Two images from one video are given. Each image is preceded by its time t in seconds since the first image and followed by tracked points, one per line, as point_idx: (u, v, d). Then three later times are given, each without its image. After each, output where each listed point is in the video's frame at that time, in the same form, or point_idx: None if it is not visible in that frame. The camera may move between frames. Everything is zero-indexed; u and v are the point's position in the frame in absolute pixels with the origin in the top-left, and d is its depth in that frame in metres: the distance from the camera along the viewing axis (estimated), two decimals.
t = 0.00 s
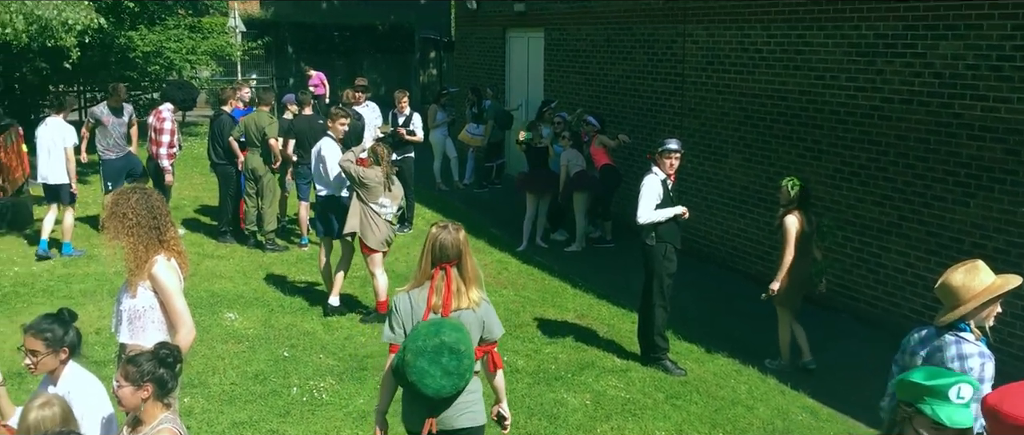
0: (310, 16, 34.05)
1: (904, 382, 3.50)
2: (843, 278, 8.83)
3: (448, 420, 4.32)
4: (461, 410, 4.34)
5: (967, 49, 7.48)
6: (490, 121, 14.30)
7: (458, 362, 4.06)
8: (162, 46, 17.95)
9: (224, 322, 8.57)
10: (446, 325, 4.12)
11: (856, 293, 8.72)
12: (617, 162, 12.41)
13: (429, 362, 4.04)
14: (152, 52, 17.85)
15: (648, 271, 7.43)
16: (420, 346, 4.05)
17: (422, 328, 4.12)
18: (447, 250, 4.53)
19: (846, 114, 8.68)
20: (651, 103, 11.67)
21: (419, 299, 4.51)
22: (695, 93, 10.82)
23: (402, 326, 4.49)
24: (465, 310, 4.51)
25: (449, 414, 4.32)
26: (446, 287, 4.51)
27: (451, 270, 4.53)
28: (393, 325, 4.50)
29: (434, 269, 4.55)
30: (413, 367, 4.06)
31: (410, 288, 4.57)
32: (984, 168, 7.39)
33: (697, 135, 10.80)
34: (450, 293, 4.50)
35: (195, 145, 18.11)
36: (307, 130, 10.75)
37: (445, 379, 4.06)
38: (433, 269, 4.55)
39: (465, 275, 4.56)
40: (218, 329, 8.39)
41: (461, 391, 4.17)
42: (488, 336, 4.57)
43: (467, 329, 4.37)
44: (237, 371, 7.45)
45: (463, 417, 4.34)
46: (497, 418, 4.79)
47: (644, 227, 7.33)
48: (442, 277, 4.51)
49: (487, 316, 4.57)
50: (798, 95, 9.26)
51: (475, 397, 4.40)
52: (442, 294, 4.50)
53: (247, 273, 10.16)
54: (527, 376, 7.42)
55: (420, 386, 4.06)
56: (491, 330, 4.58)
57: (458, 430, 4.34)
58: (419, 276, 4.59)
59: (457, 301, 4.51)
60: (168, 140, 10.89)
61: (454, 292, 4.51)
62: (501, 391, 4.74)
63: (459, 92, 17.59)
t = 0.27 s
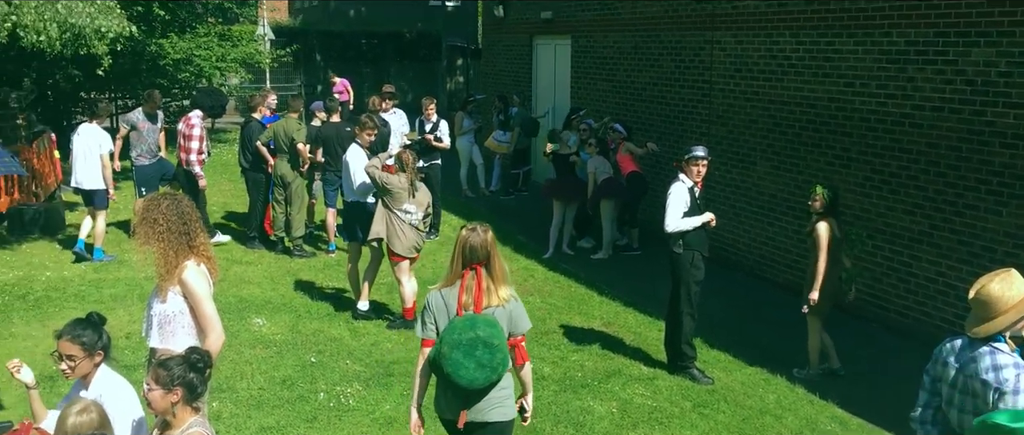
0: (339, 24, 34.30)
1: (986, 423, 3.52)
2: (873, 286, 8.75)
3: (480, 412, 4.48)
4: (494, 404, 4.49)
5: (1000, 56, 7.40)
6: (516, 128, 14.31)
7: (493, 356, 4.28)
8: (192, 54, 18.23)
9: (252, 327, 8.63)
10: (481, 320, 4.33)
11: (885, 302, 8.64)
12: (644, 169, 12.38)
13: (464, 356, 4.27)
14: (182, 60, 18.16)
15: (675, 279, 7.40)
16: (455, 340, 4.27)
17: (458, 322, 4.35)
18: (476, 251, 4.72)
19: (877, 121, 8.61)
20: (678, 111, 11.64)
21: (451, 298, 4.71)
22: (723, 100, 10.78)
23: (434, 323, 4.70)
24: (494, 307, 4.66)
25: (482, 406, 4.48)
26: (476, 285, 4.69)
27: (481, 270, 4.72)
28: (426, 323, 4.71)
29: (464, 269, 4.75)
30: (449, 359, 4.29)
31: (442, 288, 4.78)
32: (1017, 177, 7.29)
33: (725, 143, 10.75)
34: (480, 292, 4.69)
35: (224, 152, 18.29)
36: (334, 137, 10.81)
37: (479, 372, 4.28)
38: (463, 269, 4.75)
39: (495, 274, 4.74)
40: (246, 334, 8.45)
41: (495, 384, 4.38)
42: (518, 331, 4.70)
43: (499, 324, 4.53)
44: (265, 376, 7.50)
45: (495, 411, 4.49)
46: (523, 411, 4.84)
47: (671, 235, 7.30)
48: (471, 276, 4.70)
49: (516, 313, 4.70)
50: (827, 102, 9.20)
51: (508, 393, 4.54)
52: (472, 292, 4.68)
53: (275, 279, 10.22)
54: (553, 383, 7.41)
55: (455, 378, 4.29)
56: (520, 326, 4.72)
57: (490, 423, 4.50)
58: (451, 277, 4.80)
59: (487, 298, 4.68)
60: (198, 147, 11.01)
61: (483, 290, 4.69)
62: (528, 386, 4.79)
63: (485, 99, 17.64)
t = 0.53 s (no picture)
0: (367, 30, 34.47)
1: None
2: (903, 294, 8.65)
3: (513, 395, 4.61)
4: (525, 387, 4.62)
5: None
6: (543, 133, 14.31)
7: (518, 338, 4.47)
8: (221, 59, 18.30)
9: (280, 331, 8.68)
10: (506, 304, 4.54)
11: (916, 310, 8.55)
12: (672, 176, 12.34)
13: (490, 339, 4.48)
14: (212, 65, 18.26)
15: (703, 285, 7.36)
16: (482, 324, 4.50)
17: (487, 309, 4.57)
18: (506, 238, 4.87)
19: (908, 128, 8.53)
20: (706, 117, 11.59)
21: (483, 283, 4.85)
22: (752, 106, 10.72)
23: (467, 309, 4.85)
24: (525, 292, 4.81)
25: (515, 390, 4.61)
26: (507, 271, 4.84)
27: (512, 256, 4.86)
28: (459, 309, 4.87)
29: (495, 256, 4.89)
30: (477, 343, 4.51)
31: (474, 275, 4.92)
32: None
33: (753, 149, 10.70)
34: (511, 277, 4.83)
35: (253, 156, 18.41)
36: (361, 143, 10.80)
37: (504, 354, 4.47)
38: (494, 256, 4.90)
39: (524, 259, 4.89)
40: (275, 338, 8.50)
41: (523, 367, 4.54)
42: (547, 315, 4.86)
43: (529, 308, 4.69)
44: (293, 379, 7.54)
45: (529, 395, 4.63)
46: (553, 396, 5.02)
47: (700, 241, 7.26)
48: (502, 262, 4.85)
49: (545, 298, 4.85)
50: (858, 108, 9.13)
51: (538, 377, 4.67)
52: (503, 278, 4.83)
53: (303, 283, 10.28)
54: (579, 389, 7.39)
55: (483, 361, 4.49)
56: (550, 310, 4.87)
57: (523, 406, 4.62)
58: (482, 264, 4.94)
59: (518, 283, 4.83)
60: (227, 152, 11.09)
61: (514, 275, 4.84)
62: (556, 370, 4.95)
63: (512, 104, 17.66)
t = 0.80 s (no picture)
0: (394, 35, 34.59)
1: None
2: (933, 301, 8.56)
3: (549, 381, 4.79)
4: (560, 372, 4.80)
5: None
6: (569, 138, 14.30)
7: (550, 326, 4.64)
8: (251, 64, 18.51)
9: (308, 333, 8.73)
10: (536, 294, 4.71)
11: (947, 318, 8.45)
12: (700, 181, 12.29)
13: (523, 329, 4.65)
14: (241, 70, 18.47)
15: (730, 291, 7.32)
16: (514, 315, 4.67)
17: (517, 299, 4.74)
18: (540, 229, 4.99)
19: (939, 133, 8.44)
20: (734, 121, 11.54)
21: (514, 273, 4.99)
22: (781, 111, 10.66)
23: (498, 297, 5.00)
24: (554, 282, 4.92)
25: (548, 376, 4.79)
26: (539, 261, 4.96)
27: (544, 247, 4.98)
28: (491, 297, 5.02)
29: (528, 246, 5.02)
30: (509, 332, 4.69)
31: (507, 264, 5.06)
32: None
33: (782, 154, 10.63)
34: (542, 267, 4.96)
35: (281, 160, 18.56)
36: (389, 146, 10.91)
37: (538, 341, 4.64)
38: (527, 246, 5.02)
39: (557, 251, 5.00)
40: (302, 340, 8.55)
41: (557, 354, 4.72)
42: (577, 306, 4.96)
43: (557, 297, 4.82)
44: (320, 382, 7.58)
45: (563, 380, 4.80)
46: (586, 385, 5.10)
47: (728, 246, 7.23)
48: (534, 251, 4.97)
49: (575, 288, 4.96)
50: (888, 113, 9.05)
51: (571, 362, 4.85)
52: (534, 268, 4.95)
53: (331, 286, 10.32)
54: (606, 394, 7.37)
55: (517, 350, 4.66)
56: (579, 301, 4.97)
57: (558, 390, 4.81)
58: (515, 253, 5.07)
59: (548, 273, 4.95)
60: (254, 156, 11.17)
61: (544, 265, 4.96)
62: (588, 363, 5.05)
63: (539, 109, 17.68)
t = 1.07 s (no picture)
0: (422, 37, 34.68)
1: None
2: (965, 307, 8.46)
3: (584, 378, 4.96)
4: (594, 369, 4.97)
5: None
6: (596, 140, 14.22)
7: (583, 325, 4.80)
8: (279, 66, 18.63)
9: (335, 334, 8.77)
10: (570, 295, 4.88)
11: (978, 323, 8.35)
12: (728, 184, 12.22)
13: (557, 328, 4.82)
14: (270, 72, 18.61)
15: (758, 295, 7.27)
16: (549, 315, 4.85)
17: (552, 300, 4.91)
18: (573, 231, 5.12)
19: (971, 137, 8.35)
20: (762, 124, 11.47)
21: (548, 273, 5.14)
22: (810, 114, 10.59)
23: (532, 297, 5.17)
24: (587, 284, 5.07)
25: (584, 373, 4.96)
26: (572, 263, 5.11)
27: (577, 249, 5.11)
28: (525, 296, 5.20)
29: (561, 248, 5.17)
30: (545, 331, 4.87)
31: (542, 264, 5.22)
32: None
33: (811, 158, 10.55)
34: (575, 269, 5.10)
35: (309, 162, 18.67)
36: (415, 149, 10.93)
37: (571, 341, 4.79)
38: (561, 248, 5.17)
39: (589, 254, 5.13)
40: (329, 341, 8.59)
41: (591, 353, 4.87)
42: (608, 307, 5.10)
43: (589, 299, 4.96)
44: (346, 382, 7.61)
45: (597, 377, 4.98)
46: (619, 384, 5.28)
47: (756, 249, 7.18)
48: (568, 253, 5.11)
49: (607, 290, 5.10)
50: (919, 116, 8.96)
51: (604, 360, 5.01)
52: (566, 270, 5.10)
53: (357, 288, 10.37)
54: (632, 397, 7.35)
55: (552, 348, 4.83)
56: (609, 303, 5.10)
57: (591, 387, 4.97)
58: (550, 254, 5.23)
59: (580, 275, 5.09)
60: (280, 157, 11.23)
61: (577, 268, 5.10)
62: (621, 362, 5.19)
63: (566, 111, 17.67)
